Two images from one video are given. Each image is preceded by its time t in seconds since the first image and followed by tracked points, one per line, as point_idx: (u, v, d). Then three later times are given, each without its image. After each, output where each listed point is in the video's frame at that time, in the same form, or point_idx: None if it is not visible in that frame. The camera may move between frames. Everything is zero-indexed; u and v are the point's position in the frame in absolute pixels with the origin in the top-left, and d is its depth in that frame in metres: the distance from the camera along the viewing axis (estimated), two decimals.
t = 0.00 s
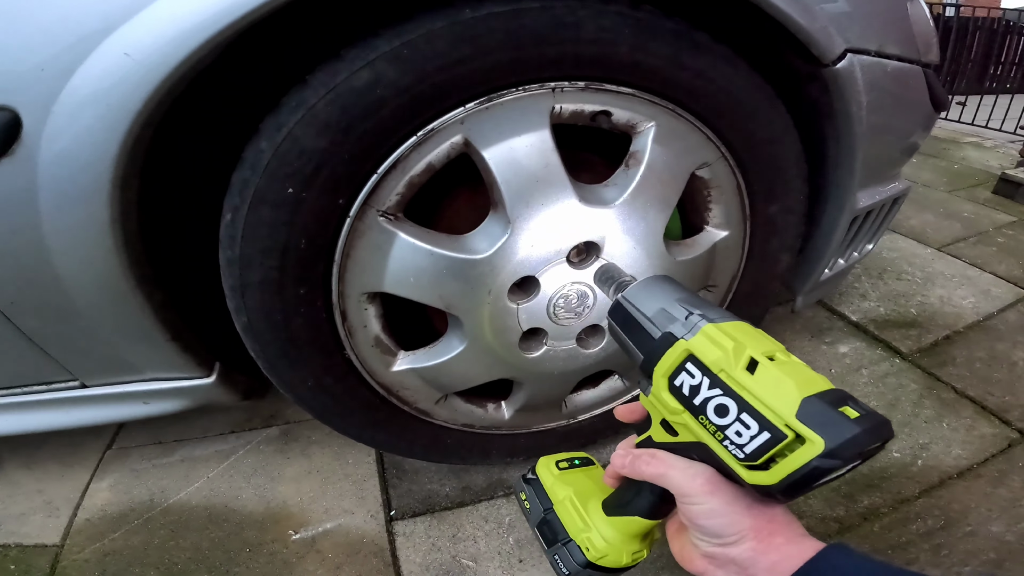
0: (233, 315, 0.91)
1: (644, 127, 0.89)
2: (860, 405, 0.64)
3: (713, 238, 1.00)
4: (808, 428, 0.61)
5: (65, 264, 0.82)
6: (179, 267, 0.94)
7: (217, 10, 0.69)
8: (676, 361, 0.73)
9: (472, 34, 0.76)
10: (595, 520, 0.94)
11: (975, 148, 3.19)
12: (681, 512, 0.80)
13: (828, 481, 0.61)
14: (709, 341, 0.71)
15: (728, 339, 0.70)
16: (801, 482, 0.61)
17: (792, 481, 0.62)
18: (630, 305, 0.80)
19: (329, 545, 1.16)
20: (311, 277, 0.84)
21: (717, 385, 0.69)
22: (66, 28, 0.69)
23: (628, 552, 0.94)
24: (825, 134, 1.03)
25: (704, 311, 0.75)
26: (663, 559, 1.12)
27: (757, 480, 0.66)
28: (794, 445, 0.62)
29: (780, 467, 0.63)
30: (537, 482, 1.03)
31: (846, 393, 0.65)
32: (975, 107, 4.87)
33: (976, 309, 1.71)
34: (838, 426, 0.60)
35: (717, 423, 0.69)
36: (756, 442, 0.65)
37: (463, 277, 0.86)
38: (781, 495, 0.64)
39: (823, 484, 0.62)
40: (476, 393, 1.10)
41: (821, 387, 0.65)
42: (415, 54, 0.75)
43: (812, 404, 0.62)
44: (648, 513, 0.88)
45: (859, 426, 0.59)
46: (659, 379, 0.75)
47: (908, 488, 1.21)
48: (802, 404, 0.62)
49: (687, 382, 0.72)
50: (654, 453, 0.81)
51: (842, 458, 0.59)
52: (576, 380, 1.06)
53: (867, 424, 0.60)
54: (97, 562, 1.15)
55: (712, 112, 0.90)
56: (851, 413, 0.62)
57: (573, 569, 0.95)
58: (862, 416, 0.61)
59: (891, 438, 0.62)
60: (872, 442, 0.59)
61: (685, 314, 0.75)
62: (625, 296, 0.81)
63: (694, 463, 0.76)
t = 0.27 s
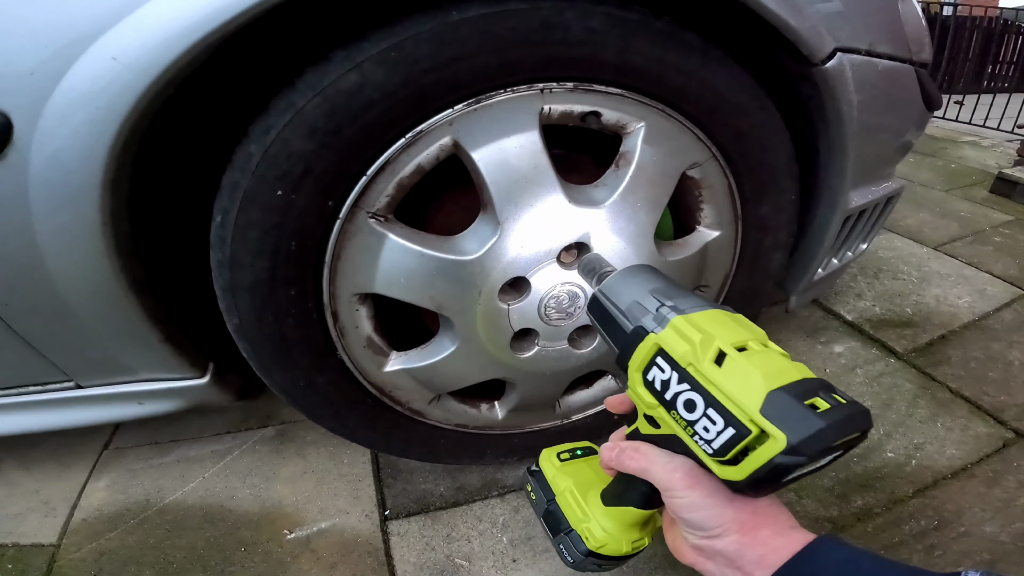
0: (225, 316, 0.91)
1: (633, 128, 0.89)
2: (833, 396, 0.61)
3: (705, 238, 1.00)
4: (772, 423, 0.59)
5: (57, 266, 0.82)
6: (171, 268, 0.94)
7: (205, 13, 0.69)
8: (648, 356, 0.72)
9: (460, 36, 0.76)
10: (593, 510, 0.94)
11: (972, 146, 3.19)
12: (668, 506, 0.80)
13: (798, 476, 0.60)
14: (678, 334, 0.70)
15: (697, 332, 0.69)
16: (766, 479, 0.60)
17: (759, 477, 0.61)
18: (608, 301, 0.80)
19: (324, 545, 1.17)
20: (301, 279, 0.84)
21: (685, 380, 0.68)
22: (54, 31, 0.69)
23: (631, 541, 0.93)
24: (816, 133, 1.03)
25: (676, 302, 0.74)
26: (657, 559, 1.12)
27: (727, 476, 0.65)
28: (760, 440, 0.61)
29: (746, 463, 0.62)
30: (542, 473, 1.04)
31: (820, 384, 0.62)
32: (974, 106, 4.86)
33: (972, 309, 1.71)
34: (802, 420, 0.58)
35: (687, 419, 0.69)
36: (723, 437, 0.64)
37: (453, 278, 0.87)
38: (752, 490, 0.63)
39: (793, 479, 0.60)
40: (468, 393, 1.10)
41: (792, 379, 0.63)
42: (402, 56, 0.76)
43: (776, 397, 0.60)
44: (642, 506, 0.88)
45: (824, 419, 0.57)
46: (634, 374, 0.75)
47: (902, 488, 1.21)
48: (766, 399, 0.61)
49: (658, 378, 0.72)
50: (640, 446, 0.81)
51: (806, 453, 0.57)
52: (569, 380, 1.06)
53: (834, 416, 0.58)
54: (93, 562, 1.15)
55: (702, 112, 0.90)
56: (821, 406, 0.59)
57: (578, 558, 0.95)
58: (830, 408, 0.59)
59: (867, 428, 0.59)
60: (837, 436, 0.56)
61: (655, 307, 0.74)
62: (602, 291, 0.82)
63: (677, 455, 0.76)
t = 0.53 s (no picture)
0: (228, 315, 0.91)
1: (636, 126, 0.89)
2: (794, 365, 0.62)
3: (708, 236, 1.01)
4: (733, 391, 0.61)
5: (60, 265, 0.82)
6: (174, 267, 0.94)
7: (208, 12, 0.70)
8: (623, 335, 0.74)
9: (463, 34, 0.76)
10: (591, 495, 0.93)
11: (972, 145, 3.19)
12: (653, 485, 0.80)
13: (760, 443, 0.61)
14: (649, 313, 0.71)
15: (665, 309, 0.70)
16: (729, 446, 0.62)
17: (723, 445, 0.62)
18: (589, 286, 0.81)
19: (327, 544, 1.17)
20: (305, 277, 0.85)
21: (655, 356, 0.70)
22: (59, 30, 0.69)
23: (629, 526, 0.92)
24: (818, 131, 1.03)
25: (651, 285, 0.76)
26: (660, 557, 1.13)
27: (696, 447, 0.66)
28: (722, 408, 0.62)
29: (711, 432, 0.64)
30: (544, 462, 1.03)
31: (781, 353, 0.64)
32: (973, 105, 4.87)
33: (973, 307, 1.71)
34: (761, 386, 0.60)
35: (659, 394, 0.70)
36: (690, 409, 0.66)
37: (457, 276, 0.87)
38: (720, 459, 0.65)
39: (757, 447, 0.62)
40: (471, 391, 1.10)
41: (755, 349, 0.64)
42: (406, 54, 0.76)
43: (737, 367, 0.62)
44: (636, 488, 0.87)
45: (780, 385, 0.59)
46: (612, 354, 0.77)
47: (905, 486, 1.22)
48: (728, 368, 0.62)
49: (632, 355, 0.73)
50: (626, 425, 0.82)
51: (765, 418, 0.59)
52: (572, 378, 1.07)
53: (791, 383, 0.59)
54: (96, 561, 1.15)
55: (704, 110, 0.90)
56: (779, 373, 0.61)
57: (577, 544, 0.94)
58: (789, 375, 0.60)
59: (829, 396, 0.61)
60: (794, 401, 0.58)
61: (632, 290, 0.76)
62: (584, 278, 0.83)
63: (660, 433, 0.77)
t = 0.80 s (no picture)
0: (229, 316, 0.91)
1: (637, 125, 0.89)
2: (774, 352, 0.62)
3: (709, 235, 1.00)
4: (712, 376, 0.61)
5: (61, 266, 0.82)
6: (174, 268, 0.94)
7: (208, 12, 0.69)
8: (610, 323, 0.74)
9: (464, 33, 0.76)
10: (583, 487, 0.91)
11: (972, 144, 3.19)
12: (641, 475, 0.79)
13: (740, 430, 0.61)
14: (635, 301, 0.71)
15: (650, 297, 0.70)
16: (708, 432, 0.61)
17: (702, 431, 0.62)
18: (580, 277, 0.81)
19: (328, 545, 1.16)
20: (306, 277, 0.84)
21: (640, 343, 0.69)
22: (59, 31, 0.69)
23: (620, 516, 0.90)
24: (819, 130, 1.03)
25: (638, 275, 0.76)
26: (662, 558, 1.12)
27: (677, 433, 0.66)
28: (702, 394, 0.62)
29: (691, 418, 0.63)
30: (537, 453, 1.00)
31: (763, 341, 0.63)
32: (973, 104, 4.87)
33: (974, 306, 1.71)
34: (739, 372, 0.59)
35: (643, 381, 0.70)
36: (671, 395, 0.65)
37: (458, 276, 0.86)
38: (699, 447, 0.64)
39: (736, 434, 0.61)
40: (473, 391, 1.10)
41: (736, 336, 0.64)
42: (407, 54, 0.76)
43: (716, 352, 0.62)
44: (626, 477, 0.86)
45: (759, 371, 0.58)
46: (600, 342, 0.77)
47: (907, 485, 1.21)
48: (708, 353, 0.62)
49: (619, 343, 0.73)
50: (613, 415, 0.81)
51: (742, 403, 0.58)
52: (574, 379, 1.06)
53: (769, 369, 0.59)
54: (97, 562, 1.15)
55: (705, 109, 0.90)
56: (758, 360, 0.61)
57: (570, 534, 0.93)
58: (768, 362, 0.60)
59: (808, 383, 0.60)
60: (771, 386, 0.57)
61: (621, 279, 0.76)
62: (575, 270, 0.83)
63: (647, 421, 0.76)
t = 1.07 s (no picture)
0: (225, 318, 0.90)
1: (635, 125, 0.88)
2: (730, 347, 0.60)
3: (708, 236, 1.00)
4: (661, 371, 0.59)
5: (54, 268, 0.81)
6: (169, 269, 0.93)
7: (201, 12, 0.69)
8: (580, 317, 0.73)
9: (459, 32, 0.75)
10: (571, 482, 0.90)
11: (972, 143, 3.19)
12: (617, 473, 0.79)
13: (690, 428, 0.59)
14: (601, 295, 0.70)
15: (614, 291, 0.69)
16: (656, 430, 0.60)
17: (650, 428, 0.60)
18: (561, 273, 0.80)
19: (326, 547, 1.16)
20: (300, 279, 0.84)
21: (602, 337, 0.68)
22: (49, 31, 0.68)
23: (608, 512, 0.88)
24: (819, 129, 1.02)
25: (611, 271, 0.74)
26: (661, 560, 1.12)
27: (632, 428, 0.64)
28: (652, 390, 0.61)
29: (642, 414, 0.62)
30: (536, 447, 1.00)
31: (720, 336, 0.61)
32: (972, 102, 4.86)
33: (975, 305, 1.70)
34: (686, 368, 0.58)
35: (605, 376, 0.69)
36: (626, 390, 0.64)
37: (455, 277, 0.86)
38: (651, 444, 0.62)
39: (688, 433, 0.59)
40: (471, 393, 1.09)
41: (693, 330, 0.62)
42: (401, 53, 0.75)
43: (668, 347, 0.60)
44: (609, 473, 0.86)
45: (705, 367, 0.57)
46: (572, 336, 0.76)
47: (908, 486, 1.21)
48: (661, 348, 0.61)
49: (586, 338, 0.72)
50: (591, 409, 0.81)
51: (686, 400, 0.56)
52: (573, 380, 1.06)
53: (717, 365, 0.57)
54: (95, 564, 1.15)
55: (703, 108, 0.89)
56: (711, 354, 0.59)
57: (558, 529, 0.92)
58: (719, 357, 0.58)
59: (763, 380, 0.58)
60: (716, 383, 0.56)
61: (593, 274, 0.75)
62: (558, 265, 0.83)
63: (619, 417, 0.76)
